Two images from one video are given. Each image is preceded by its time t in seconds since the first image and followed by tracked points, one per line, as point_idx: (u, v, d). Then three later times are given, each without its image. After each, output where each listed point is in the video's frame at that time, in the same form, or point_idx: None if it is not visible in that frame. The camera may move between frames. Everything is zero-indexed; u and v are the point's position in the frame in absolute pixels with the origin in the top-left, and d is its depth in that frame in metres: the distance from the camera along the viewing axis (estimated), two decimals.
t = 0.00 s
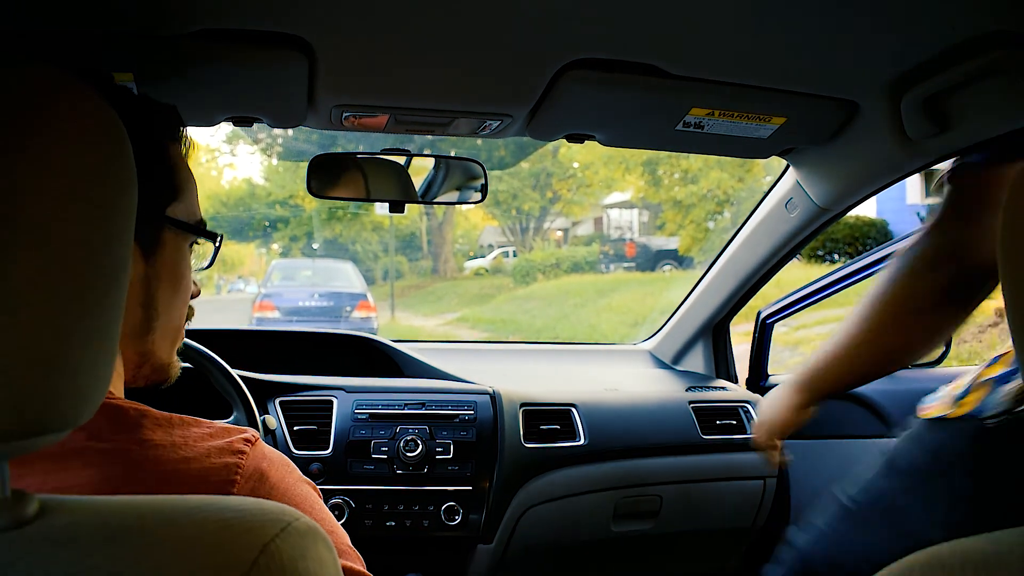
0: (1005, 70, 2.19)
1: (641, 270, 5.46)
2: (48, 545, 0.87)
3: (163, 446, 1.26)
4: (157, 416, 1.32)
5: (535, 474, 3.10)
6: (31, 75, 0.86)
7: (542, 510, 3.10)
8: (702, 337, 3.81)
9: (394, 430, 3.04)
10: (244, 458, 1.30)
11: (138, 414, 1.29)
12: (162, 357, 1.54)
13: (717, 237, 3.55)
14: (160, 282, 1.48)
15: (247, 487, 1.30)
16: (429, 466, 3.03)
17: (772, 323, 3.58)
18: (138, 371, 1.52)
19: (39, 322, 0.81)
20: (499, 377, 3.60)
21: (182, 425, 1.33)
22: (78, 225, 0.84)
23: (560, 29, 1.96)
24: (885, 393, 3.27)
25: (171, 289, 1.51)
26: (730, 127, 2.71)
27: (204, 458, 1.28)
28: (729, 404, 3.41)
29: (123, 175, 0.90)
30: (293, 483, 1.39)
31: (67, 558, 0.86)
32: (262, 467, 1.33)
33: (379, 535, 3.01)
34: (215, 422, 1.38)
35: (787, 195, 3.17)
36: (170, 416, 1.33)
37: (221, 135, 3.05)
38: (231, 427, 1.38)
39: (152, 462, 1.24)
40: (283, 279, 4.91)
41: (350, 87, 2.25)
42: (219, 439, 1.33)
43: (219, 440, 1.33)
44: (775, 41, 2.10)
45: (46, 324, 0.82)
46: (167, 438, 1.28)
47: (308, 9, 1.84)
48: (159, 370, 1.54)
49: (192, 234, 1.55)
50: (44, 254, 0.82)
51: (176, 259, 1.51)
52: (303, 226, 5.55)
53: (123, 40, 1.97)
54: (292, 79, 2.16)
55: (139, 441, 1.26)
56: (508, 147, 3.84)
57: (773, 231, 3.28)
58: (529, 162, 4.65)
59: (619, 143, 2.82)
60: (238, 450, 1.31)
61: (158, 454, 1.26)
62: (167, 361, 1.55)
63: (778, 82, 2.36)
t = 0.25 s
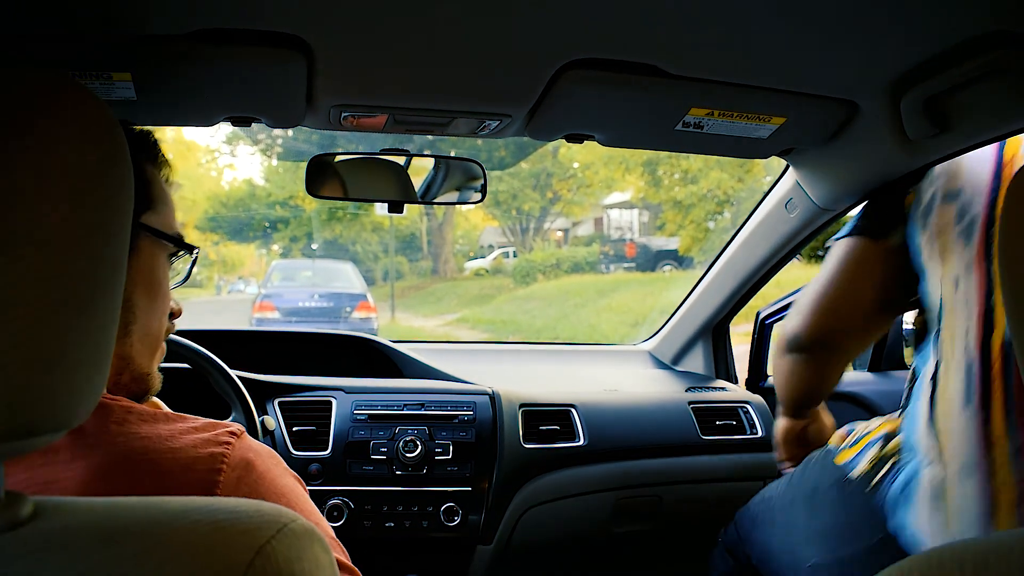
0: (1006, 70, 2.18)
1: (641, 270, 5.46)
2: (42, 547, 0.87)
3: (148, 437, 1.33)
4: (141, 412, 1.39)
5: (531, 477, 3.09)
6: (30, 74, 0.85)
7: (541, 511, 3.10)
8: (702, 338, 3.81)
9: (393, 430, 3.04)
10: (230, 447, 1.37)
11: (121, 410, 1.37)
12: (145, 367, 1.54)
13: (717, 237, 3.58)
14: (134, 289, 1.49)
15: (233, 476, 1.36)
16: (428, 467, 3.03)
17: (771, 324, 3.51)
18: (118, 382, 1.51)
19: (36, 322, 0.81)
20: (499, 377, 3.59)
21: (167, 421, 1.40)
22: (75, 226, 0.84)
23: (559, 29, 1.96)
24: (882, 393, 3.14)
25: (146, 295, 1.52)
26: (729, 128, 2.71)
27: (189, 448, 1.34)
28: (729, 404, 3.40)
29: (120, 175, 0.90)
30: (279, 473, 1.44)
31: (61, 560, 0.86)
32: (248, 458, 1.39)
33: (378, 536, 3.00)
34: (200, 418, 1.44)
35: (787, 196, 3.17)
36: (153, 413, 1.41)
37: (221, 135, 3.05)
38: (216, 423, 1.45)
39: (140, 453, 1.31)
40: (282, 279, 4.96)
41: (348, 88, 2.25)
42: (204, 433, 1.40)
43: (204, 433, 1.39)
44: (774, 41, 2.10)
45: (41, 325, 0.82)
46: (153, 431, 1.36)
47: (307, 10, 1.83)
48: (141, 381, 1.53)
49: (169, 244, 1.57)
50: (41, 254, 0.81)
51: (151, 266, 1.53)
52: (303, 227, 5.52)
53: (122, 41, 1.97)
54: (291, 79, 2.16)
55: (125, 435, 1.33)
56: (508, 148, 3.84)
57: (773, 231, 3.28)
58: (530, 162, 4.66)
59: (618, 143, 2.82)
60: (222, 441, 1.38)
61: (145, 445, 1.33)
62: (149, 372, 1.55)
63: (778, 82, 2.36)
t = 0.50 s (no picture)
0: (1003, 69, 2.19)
1: (640, 269, 5.46)
2: (49, 548, 0.87)
3: (148, 434, 1.34)
4: (141, 411, 1.39)
5: (531, 477, 3.09)
6: (31, 76, 0.86)
7: (541, 511, 3.11)
8: (701, 337, 3.81)
9: (394, 431, 3.04)
10: (229, 443, 1.37)
11: (123, 408, 1.38)
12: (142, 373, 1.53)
13: (716, 236, 3.60)
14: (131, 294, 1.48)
15: (232, 472, 1.35)
16: (429, 467, 3.04)
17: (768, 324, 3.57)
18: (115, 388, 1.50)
19: (41, 325, 0.82)
20: (499, 377, 3.60)
21: (167, 420, 1.40)
22: (77, 224, 0.84)
23: (558, 29, 1.97)
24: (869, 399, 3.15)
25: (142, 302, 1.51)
26: (728, 127, 2.72)
27: (189, 445, 1.34)
28: (729, 403, 3.41)
29: (122, 172, 0.90)
30: (276, 471, 1.43)
31: (68, 560, 0.86)
32: (247, 453, 1.39)
33: (379, 536, 3.01)
34: (201, 416, 1.44)
35: (785, 195, 3.18)
36: (154, 412, 1.42)
37: (219, 137, 3.06)
38: (215, 420, 1.45)
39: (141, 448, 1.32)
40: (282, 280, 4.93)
41: (348, 89, 2.26)
42: (204, 429, 1.39)
43: (204, 429, 1.39)
44: (772, 40, 2.11)
45: (44, 324, 0.82)
46: (154, 429, 1.36)
47: (307, 12, 1.84)
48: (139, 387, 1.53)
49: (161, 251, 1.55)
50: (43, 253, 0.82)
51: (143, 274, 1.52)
52: (302, 228, 5.62)
53: (121, 43, 1.97)
54: (290, 81, 2.17)
55: (124, 432, 1.33)
56: (507, 148, 3.84)
57: (771, 230, 3.29)
58: (528, 162, 4.67)
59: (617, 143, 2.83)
60: (222, 437, 1.37)
61: (146, 441, 1.33)
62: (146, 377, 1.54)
63: (775, 81, 2.36)
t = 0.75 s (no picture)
0: (1007, 74, 2.19)
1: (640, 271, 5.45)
2: (47, 540, 0.87)
3: (153, 429, 1.34)
4: (147, 405, 1.39)
5: (529, 479, 3.12)
6: (33, 72, 0.86)
7: (539, 511, 3.12)
8: (701, 339, 3.81)
9: (393, 429, 3.04)
10: (232, 438, 1.37)
11: (126, 403, 1.37)
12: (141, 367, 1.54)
13: (716, 239, 3.56)
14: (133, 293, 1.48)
15: (236, 468, 1.36)
16: (428, 466, 3.03)
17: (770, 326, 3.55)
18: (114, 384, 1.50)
19: (43, 324, 0.81)
20: (498, 377, 3.59)
21: (172, 413, 1.40)
22: (78, 222, 0.84)
23: (563, 29, 1.97)
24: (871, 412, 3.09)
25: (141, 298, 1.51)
26: (731, 129, 2.72)
27: (194, 440, 1.34)
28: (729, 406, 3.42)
29: (123, 172, 0.90)
30: (278, 467, 1.43)
31: (66, 553, 0.86)
32: (251, 448, 1.39)
33: (378, 535, 3.01)
34: (204, 412, 1.44)
35: (788, 197, 3.18)
36: (156, 406, 1.41)
37: (220, 134, 3.05)
38: (218, 416, 1.45)
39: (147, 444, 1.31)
40: (282, 278, 4.91)
41: (350, 86, 2.25)
42: (208, 425, 1.39)
43: (207, 425, 1.40)
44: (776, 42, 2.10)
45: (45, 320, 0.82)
46: (159, 423, 1.36)
47: (311, 8, 1.84)
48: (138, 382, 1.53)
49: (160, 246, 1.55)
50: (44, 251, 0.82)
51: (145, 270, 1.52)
52: (303, 226, 5.63)
53: (123, 38, 1.97)
54: (294, 78, 2.16)
55: (129, 425, 1.33)
56: (508, 148, 3.84)
57: (774, 231, 3.30)
58: (529, 163, 4.67)
59: (620, 143, 2.82)
60: (227, 434, 1.38)
61: (151, 436, 1.33)
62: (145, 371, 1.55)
63: (779, 83, 2.36)
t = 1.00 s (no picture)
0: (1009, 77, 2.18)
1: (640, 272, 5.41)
2: (45, 535, 0.87)
3: (144, 425, 1.34)
4: (138, 403, 1.40)
5: (531, 477, 3.13)
6: (34, 63, 0.85)
7: (538, 511, 3.13)
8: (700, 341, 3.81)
9: (392, 428, 3.04)
10: (226, 435, 1.38)
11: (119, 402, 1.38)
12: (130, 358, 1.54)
13: (717, 240, 3.55)
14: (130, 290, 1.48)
15: (228, 464, 1.36)
16: (426, 466, 3.03)
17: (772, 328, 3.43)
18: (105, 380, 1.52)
19: (39, 316, 0.81)
20: (498, 377, 3.59)
21: (163, 412, 1.41)
22: (78, 215, 0.84)
23: (564, 29, 1.96)
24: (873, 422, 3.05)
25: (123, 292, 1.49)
26: (731, 131, 2.72)
27: (186, 436, 1.35)
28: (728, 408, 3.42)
29: (122, 165, 0.90)
30: (272, 464, 1.44)
31: (64, 549, 0.85)
32: (244, 445, 1.40)
33: (375, 534, 3.01)
34: (197, 410, 1.45)
35: (788, 200, 3.13)
36: (150, 405, 1.42)
37: (221, 132, 3.05)
38: (211, 415, 1.46)
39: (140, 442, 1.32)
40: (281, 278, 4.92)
41: (352, 85, 2.25)
42: (200, 422, 1.40)
43: (200, 423, 1.40)
44: (778, 44, 2.10)
45: (47, 312, 0.82)
46: (150, 420, 1.36)
47: (313, 6, 1.83)
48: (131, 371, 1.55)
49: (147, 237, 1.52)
50: (45, 243, 0.81)
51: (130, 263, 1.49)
52: (303, 225, 5.72)
53: (125, 35, 1.97)
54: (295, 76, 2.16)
55: (119, 423, 1.33)
56: (508, 148, 3.84)
57: (774, 235, 3.23)
58: (530, 163, 4.68)
59: (621, 144, 2.82)
60: (219, 430, 1.38)
61: (141, 433, 1.33)
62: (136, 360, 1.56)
63: (780, 85, 2.36)
